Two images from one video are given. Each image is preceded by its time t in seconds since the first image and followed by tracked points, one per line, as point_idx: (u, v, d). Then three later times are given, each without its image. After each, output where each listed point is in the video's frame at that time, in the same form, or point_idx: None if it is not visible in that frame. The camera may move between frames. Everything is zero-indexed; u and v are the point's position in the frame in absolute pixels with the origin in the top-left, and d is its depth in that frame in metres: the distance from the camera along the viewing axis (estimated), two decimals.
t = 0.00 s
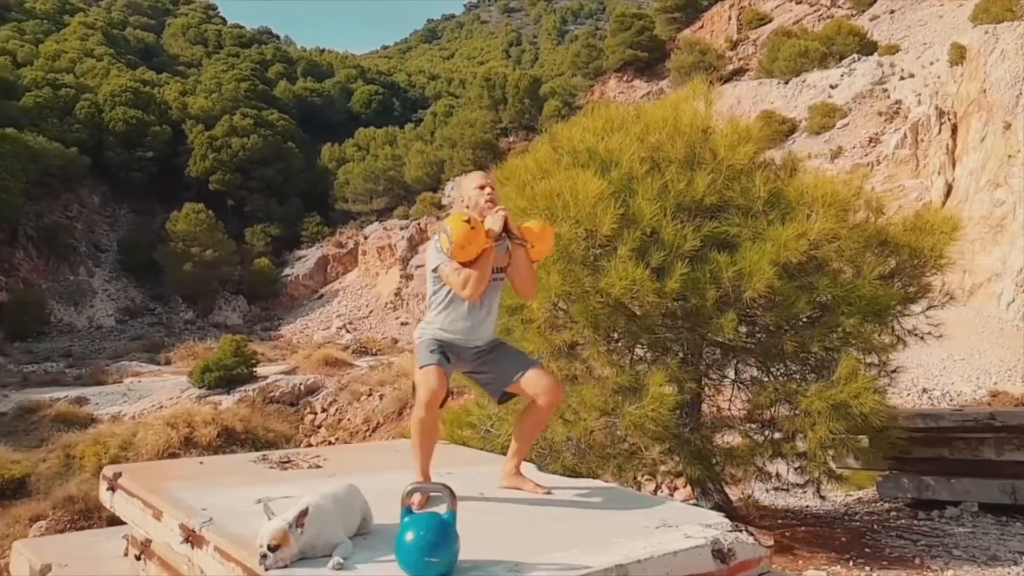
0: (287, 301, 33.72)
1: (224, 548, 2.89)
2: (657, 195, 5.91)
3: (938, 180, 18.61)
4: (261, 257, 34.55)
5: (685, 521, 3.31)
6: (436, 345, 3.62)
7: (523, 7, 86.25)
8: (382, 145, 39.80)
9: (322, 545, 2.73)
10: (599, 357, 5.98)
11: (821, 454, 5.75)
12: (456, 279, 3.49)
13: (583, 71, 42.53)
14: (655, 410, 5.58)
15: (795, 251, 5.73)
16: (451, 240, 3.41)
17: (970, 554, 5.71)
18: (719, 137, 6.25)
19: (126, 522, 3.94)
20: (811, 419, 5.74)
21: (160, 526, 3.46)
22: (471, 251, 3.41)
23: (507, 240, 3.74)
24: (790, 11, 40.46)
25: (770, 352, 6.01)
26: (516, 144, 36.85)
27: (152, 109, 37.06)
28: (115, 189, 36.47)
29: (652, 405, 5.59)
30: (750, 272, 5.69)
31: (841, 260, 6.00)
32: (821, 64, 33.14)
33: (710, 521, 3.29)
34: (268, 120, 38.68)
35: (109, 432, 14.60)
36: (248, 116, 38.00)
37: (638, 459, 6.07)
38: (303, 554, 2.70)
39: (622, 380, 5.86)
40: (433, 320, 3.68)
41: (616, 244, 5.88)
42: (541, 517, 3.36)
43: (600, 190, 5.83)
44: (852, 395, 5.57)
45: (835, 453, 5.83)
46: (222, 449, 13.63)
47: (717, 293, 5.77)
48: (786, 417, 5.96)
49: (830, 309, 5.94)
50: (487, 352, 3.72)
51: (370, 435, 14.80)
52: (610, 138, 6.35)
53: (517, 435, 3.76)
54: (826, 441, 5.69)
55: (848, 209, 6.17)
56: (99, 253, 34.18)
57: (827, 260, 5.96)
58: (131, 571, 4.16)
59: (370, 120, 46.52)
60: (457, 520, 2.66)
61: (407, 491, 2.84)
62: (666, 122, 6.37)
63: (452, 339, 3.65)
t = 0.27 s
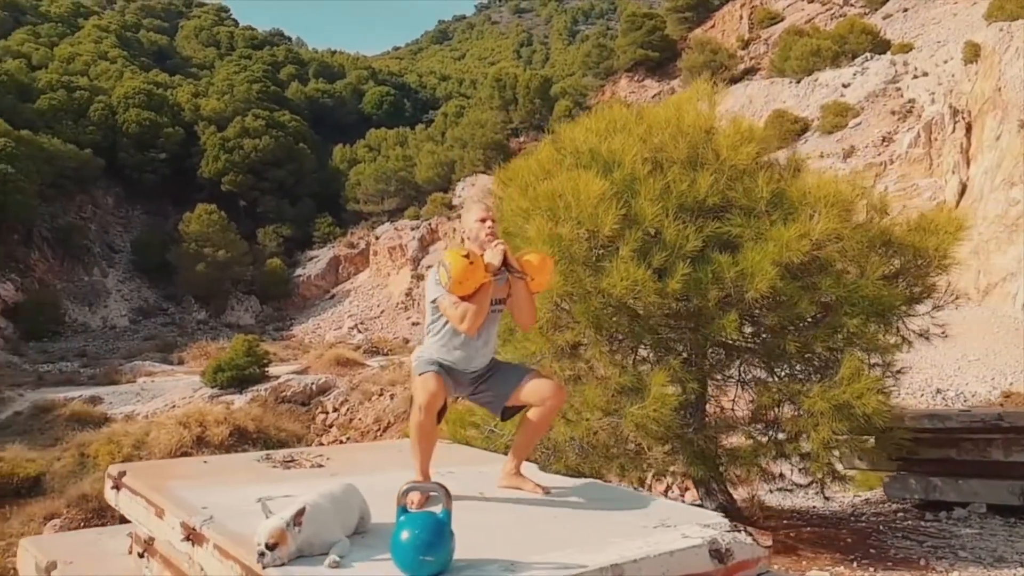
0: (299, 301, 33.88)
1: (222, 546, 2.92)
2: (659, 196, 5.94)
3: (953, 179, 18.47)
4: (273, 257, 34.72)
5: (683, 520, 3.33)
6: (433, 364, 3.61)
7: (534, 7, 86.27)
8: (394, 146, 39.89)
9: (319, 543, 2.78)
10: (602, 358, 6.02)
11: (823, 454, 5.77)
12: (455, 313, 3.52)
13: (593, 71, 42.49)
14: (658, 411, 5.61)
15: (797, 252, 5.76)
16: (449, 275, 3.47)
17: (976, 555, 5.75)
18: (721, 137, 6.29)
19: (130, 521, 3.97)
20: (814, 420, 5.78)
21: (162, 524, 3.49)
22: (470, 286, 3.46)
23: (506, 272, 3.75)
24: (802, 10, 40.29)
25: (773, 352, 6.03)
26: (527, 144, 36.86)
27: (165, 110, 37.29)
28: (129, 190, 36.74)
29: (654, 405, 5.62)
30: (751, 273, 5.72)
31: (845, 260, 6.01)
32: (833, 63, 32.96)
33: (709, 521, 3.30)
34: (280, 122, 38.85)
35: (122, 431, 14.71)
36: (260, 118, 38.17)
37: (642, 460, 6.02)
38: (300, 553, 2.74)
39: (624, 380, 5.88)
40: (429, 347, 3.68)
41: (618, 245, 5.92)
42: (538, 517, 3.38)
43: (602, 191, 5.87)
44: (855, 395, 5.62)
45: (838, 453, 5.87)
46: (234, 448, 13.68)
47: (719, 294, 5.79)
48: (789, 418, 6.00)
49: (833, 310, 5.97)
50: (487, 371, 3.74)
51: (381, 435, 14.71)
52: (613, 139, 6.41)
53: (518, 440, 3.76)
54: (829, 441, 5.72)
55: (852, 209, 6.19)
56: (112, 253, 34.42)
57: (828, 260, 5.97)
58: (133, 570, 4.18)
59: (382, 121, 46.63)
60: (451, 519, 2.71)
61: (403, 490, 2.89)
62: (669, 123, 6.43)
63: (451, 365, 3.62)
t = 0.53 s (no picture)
0: (311, 301, 33.99)
1: (222, 543, 2.94)
2: (662, 196, 5.95)
3: (967, 178, 18.30)
4: (285, 257, 34.85)
5: (683, 520, 3.39)
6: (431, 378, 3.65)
7: (546, 7, 86.27)
8: (405, 147, 39.94)
9: (316, 541, 2.80)
10: (604, 357, 6.02)
11: (827, 454, 5.76)
12: (453, 342, 3.57)
13: (605, 71, 42.42)
14: (660, 411, 5.61)
15: (801, 251, 5.75)
16: (449, 305, 3.48)
17: (983, 556, 5.73)
18: (725, 136, 6.31)
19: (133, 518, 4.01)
20: (818, 420, 5.78)
21: (165, 521, 3.53)
22: (469, 316, 3.49)
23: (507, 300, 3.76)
24: (815, 8, 40.08)
25: (777, 352, 6.01)
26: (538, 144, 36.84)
27: (179, 111, 37.51)
28: (142, 191, 36.97)
29: (657, 405, 5.62)
30: (755, 272, 5.70)
31: (851, 260, 5.98)
32: (846, 62, 32.75)
33: (708, 521, 3.36)
34: (292, 122, 38.98)
35: (136, 430, 14.79)
36: (272, 119, 38.30)
37: (647, 459, 6.05)
38: (298, 550, 2.76)
39: (627, 379, 5.88)
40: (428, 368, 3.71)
41: (621, 244, 5.93)
42: (539, 516, 3.43)
43: (605, 190, 5.90)
44: (859, 395, 5.61)
45: (842, 452, 5.87)
46: (246, 447, 13.73)
47: (722, 293, 5.79)
48: (794, 417, 6.00)
49: (837, 310, 5.97)
50: (486, 392, 3.78)
51: (392, 435, 14.47)
52: (618, 139, 6.47)
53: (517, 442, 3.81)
54: (833, 441, 5.71)
55: (856, 209, 6.20)
56: (126, 253, 34.62)
57: (834, 259, 5.95)
58: (134, 566, 4.20)
59: (393, 122, 46.72)
60: (447, 516, 2.75)
61: (399, 485, 2.90)
62: (673, 123, 6.49)
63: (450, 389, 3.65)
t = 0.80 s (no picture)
0: (323, 300, 34.10)
1: (221, 540, 2.97)
2: (666, 194, 5.93)
3: (982, 176, 18.14)
4: (297, 257, 34.98)
5: (683, 520, 3.41)
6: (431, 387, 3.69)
7: (557, 7, 86.26)
8: (417, 147, 39.98)
9: (313, 538, 2.81)
10: (607, 355, 6.00)
11: (832, 454, 5.71)
12: (450, 366, 3.60)
13: (616, 70, 42.36)
14: (664, 410, 5.57)
15: (805, 249, 5.71)
16: (449, 328, 3.51)
17: (990, 558, 5.69)
18: (730, 135, 6.32)
19: (136, 515, 4.05)
20: (823, 420, 5.74)
21: (166, 518, 3.57)
22: (468, 340, 3.51)
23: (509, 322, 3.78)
24: (828, 6, 39.88)
25: (782, 352, 5.96)
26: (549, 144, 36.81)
27: (192, 112, 37.70)
28: (156, 191, 37.19)
29: (660, 404, 5.58)
30: (759, 271, 5.67)
31: (856, 259, 5.95)
32: (859, 60, 32.53)
33: (709, 521, 3.38)
34: (304, 123, 39.11)
35: (149, 428, 14.88)
36: (285, 119, 38.44)
37: (652, 458, 6.07)
38: (296, 548, 2.78)
39: (630, 378, 5.86)
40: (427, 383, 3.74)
41: (624, 243, 5.91)
42: (539, 515, 3.46)
43: (609, 189, 5.88)
44: (864, 395, 5.57)
45: (846, 452, 5.84)
46: (258, 445, 13.79)
47: (725, 292, 5.75)
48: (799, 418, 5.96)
49: (842, 311, 5.94)
50: (485, 407, 3.82)
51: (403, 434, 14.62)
52: (622, 138, 6.48)
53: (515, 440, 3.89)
54: (837, 441, 5.66)
55: (862, 208, 6.18)
56: (140, 253, 34.84)
57: (839, 259, 5.92)
58: (138, 564, 4.23)
59: (405, 122, 46.80)
60: (443, 515, 2.76)
61: (396, 484, 2.90)
62: (678, 121, 6.49)
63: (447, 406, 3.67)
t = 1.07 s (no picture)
0: (334, 300, 34.20)
1: (220, 536, 3.00)
2: (670, 192, 5.93)
3: (996, 175, 17.98)
4: (309, 257, 35.10)
5: (683, 519, 3.41)
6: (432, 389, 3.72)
7: (569, 6, 86.19)
8: (428, 146, 40.02)
9: (311, 536, 2.83)
10: (610, 354, 6.00)
11: (838, 454, 5.67)
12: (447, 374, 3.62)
13: (627, 69, 42.27)
14: (667, 409, 5.55)
15: (810, 247, 5.66)
16: (449, 338, 3.53)
17: (998, 560, 5.64)
18: (736, 133, 6.31)
19: (139, 512, 4.08)
20: (828, 420, 5.70)
21: (167, 515, 3.60)
22: (468, 351, 3.54)
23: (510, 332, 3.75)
24: (841, 4, 39.66)
25: (788, 352, 5.92)
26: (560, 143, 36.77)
27: (205, 112, 37.87)
28: (169, 191, 37.40)
29: (663, 403, 5.56)
30: (764, 270, 5.64)
31: (865, 257, 5.86)
32: (872, 59, 32.33)
33: (710, 521, 3.38)
34: (316, 122, 39.23)
35: (161, 427, 14.97)
36: (297, 119, 38.56)
37: (656, 458, 6.07)
38: (293, 545, 2.81)
39: (634, 377, 5.86)
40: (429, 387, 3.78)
41: (627, 241, 5.91)
42: (540, 513, 3.46)
43: (613, 187, 5.88)
44: (870, 395, 5.53)
45: (852, 452, 5.80)
46: (269, 444, 13.85)
47: (729, 291, 5.72)
48: (805, 417, 5.92)
49: (848, 310, 5.90)
50: (486, 410, 3.89)
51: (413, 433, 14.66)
52: (627, 136, 6.48)
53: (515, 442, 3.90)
54: (842, 441, 5.62)
55: (868, 207, 6.14)
56: (153, 253, 35.05)
57: (846, 257, 5.87)
58: (141, 560, 4.25)
59: (416, 121, 46.87)
60: (440, 512, 2.76)
61: (393, 482, 2.91)
62: (683, 120, 6.49)
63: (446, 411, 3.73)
